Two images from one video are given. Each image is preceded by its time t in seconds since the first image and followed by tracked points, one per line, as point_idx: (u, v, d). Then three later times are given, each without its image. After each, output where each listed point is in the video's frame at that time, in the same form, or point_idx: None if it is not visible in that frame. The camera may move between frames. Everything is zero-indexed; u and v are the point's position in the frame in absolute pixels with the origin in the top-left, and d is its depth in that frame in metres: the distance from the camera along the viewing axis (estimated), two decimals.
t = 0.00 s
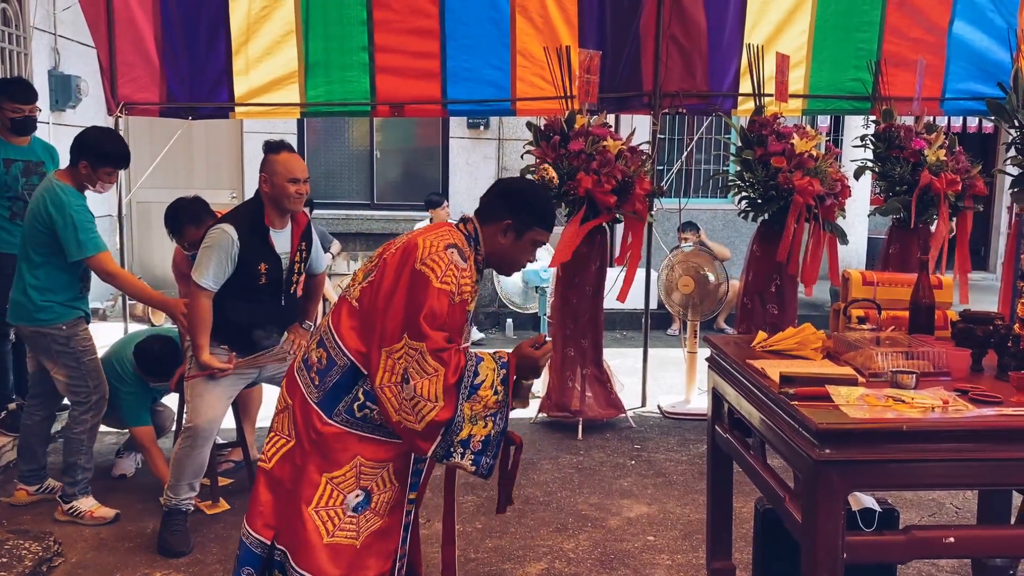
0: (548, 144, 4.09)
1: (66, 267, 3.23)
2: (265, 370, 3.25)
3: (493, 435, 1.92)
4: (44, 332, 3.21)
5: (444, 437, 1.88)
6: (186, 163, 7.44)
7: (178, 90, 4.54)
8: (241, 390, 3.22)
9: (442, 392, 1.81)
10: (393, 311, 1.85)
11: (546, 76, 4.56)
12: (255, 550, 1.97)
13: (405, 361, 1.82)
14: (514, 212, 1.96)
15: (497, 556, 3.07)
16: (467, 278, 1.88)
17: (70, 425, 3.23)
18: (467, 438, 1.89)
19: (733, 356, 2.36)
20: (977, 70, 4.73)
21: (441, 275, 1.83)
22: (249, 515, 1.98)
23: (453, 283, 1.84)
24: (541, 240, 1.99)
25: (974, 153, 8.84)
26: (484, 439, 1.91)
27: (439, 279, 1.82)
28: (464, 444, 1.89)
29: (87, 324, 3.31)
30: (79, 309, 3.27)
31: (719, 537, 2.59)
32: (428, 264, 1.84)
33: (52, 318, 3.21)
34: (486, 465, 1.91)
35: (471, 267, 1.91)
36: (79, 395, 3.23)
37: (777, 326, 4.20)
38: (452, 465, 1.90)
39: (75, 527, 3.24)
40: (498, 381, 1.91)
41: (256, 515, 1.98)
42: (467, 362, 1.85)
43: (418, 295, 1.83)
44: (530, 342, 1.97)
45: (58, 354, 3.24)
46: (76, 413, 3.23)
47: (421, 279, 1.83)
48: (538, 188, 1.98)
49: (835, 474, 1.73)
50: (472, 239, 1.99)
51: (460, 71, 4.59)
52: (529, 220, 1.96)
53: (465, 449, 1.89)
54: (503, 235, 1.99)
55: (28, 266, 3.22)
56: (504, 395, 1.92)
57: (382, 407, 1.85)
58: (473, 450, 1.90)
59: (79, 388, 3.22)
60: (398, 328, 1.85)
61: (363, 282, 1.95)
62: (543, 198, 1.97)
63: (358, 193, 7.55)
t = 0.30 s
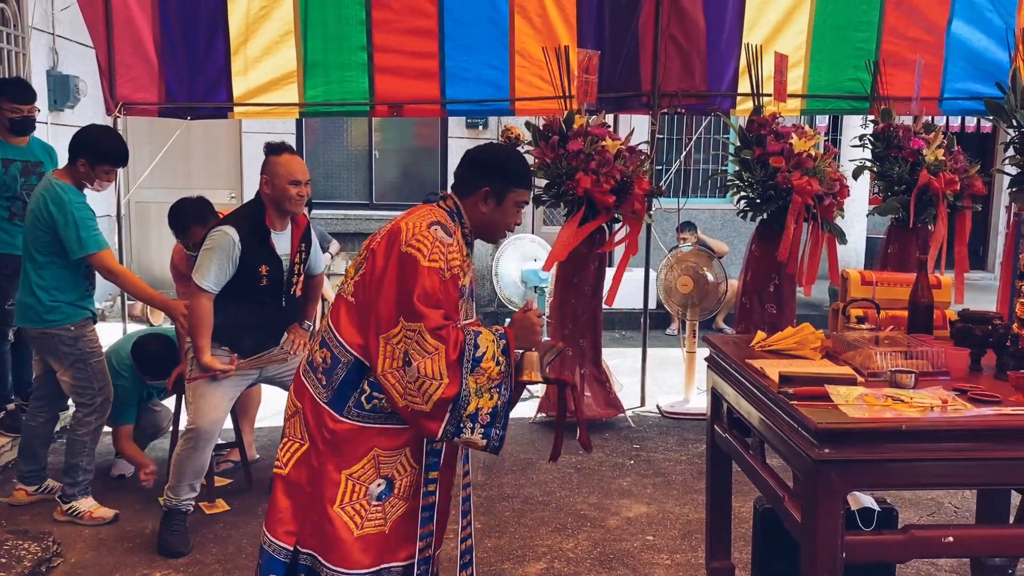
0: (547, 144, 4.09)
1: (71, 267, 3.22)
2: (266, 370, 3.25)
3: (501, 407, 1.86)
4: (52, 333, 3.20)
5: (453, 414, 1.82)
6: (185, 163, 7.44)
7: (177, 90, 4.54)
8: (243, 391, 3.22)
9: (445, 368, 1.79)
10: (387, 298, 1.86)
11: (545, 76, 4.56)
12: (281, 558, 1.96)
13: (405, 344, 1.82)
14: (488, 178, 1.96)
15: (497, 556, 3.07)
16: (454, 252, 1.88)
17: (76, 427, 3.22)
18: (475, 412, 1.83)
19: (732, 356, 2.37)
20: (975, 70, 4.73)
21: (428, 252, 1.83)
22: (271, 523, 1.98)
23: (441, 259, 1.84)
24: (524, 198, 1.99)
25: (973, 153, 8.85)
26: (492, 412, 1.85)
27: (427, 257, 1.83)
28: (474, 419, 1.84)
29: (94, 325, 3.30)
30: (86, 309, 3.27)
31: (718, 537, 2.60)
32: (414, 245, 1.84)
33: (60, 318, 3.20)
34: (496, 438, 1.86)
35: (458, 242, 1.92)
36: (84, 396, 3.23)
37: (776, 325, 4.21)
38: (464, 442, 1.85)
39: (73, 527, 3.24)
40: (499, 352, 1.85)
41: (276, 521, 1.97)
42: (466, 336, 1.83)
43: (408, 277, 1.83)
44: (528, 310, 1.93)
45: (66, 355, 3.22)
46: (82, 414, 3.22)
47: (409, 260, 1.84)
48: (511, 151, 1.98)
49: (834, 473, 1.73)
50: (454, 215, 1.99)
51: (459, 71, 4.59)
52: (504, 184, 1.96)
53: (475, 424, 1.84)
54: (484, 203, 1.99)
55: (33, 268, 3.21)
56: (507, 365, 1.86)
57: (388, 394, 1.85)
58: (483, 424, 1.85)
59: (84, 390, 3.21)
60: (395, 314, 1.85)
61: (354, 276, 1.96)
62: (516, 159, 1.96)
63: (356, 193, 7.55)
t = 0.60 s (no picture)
0: (546, 144, 4.10)
1: (72, 268, 3.22)
2: (265, 368, 3.25)
3: (509, 380, 1.88)
4: (51, 334, 3.19)
5: (461, 394, 1.83)
6: (184, 163, 7.43)
7: (176, 91, 4.55)
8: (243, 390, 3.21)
9: (448, 349, 1.80)
10: (381, 288, 1.87)
11: (544, 76, 4.56)
12: (312, 565, 1.96)
13: (404, 330, 1.83)
14: (456, 147, 1.94)
15: (496, 556, 3.07)
16: (439, 231, 1.89)
17: (75, 429, 3.21)
18: (484, 389, 1.84)
19: (731, 356, 2.36)
20: (974, 70, 4.74)
21: (412, 236, 1.84)
22: (299, 532, 1.97)
23: (427, 240, 1.85)
24: (500, 160, 1.96)
25: (972, 153, 8.86)
26: (502, 386, 1.86)
27: (412, 240, 1.84)
28: (484, 395, 1.84)
29: (94, 327, 3.30)
30: (86, 310, 3.27)
31: (717, 537, 2.60)
32: (397, 231, 1.85)
33: (60, 320, 3.19)
34: (509, 411, 1.87)
35: (441, 219, 1.92)
36: (84, 397, 3.22)
37: (775, 325, 4.21)
38: (477, 419, 1.85)
39: (72, 528, 3.24)
40: (501, 327, 1.87)
41: (305, 530, 1.96)
42: (466, 314, 1.84)
43: (398, 263, 1.84)
44: (525, 283, 1.96)
45: (66, 356, 3.21)
46: (81, 416, 3.22)
47: (395, 247, 1.85)
48: (475, 115, 1.96)
49: (833, 474, 1.73)
50: (434, 193, 1.99)
51: (457, 71, 4.59)
52: (473, 150, 1.93)
53: (486, 400, 1.84)
54: (458, 171, 1.96)
55: (32, 268, 3.20)
56: (510, 339, 1.88)
57: (394, 382, 1.87)
58: (493, 400, 1.85)
59: (84, 391, 3.21)
60: (390, 302, 1.86)
61: (347, 274, 1.97)
62: (481, 121, 1.93)
63: (355, 193, 7.54)
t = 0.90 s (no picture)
0: (545, 145, 4.11)
1: (69, 268, 3.21)
2: (264, 367, 3.25)
3: (515, 356, 1.92)
4: (46, 334, 3.19)
5: (470, 375, 1.86)
6: (182, 163, 7.43)
7: (174, 91, 4.54)
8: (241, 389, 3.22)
9: (451, 333, 1.83)
10: (376, 283, 1.91)
11: (543, 77, 4.57)
12: (350, 571, 1.96)
13: (404, 319, 1.86)
14: (424, 128, 1.96)
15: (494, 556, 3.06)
16: (424, 215, 1.92)
17: (70, 428, 3.21)
18: (491, 367, 1.88)
19: (729, 356, 2.37)
20: (972, 69, 4.74)
21: (398, 226, 1.87)
22: (332, 540, 1.97)
23: (413, 226, 1.88)
24: (470, 130, 1.99)
25: (970, 152, 8.88)
26: (509, 363, 1.91)
27: (399, 230, 1.87)
28: (492, 374, 1.88)
29: (89, 327, 3.29)
30: (81, 310, 3.25)
31: (715, 536, 2.60)
32: (384, 223, 1.89)
33: (54, 320, 3.18)
34: (519, 385, 1.92)
35: (424, 204, 1.95)
36: (80, 398, 3.23)
37: (773, 325, 4.21)
38: (489, 399, 1.89)
39: (70, 528, 3.24)
40: (500, 305, 1.89)
41: (338, 537, 1.96)
42: (463, 295, 1.86)
43: (389, 255, 1.88)
44: (522, 259, 1.95)
45: (60, 356, 3.21)
46: (77, 415, 3.22)
47: (384, 239, 1.88)
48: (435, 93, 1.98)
49: (832, 474, 1.74)
50: (413, 180, 2.01)
51: (456, 71, 4.60)
52: (440, 127, 1.95)
53: (494, 378, 1.89)
54: (430, 152, 1.99)
55: (29, 268, 3.20)
56: (511, 315, 1.90)
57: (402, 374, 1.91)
58: (502, 376, 1.90)
59: (80, 391, 3.21)
60: (388, 296, 1.90)
61: (344, 276, 2.01)
62: (442, 98, 1.95)
63: (354, 193, 7.54)
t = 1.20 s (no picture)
0: (544, 144, 4.11)
1: (65, 268, 3.21)
2: (263, 367, 3.26)
3: (513, 344, 1.93)
4: (42, 334, 3.19)
5: (469, 366, 1.89)
6: (181, 163, 7.42)
7: (173, 90, 4.54)
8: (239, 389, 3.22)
9: (448, 325, 1.85)
10: (370, 281, 1.91)
11: (542, 76, 4.57)
12: (372, 569, 1.95)
13: (400, 315, 1.86)
14: (402, 123, 1.97)
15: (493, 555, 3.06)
16: (415, 209, 1.93)
17: (68, 427, 3.21)
18: (490, 357, 1.89)
19: (728, 354, 2.37)
20: (971, 68, 4.74)
21: (389, 222, 1.89)
22: (351, 541, 1.96)
23: (404, 221, 1.89)
24: (446, 117, 1.99)
25: (969, 151, 8.89)
26: (507, 351, 1.92)
27: (390, 226, 1.88)
28: (491, 363, 1.90)
29: (84, 326, 3.28)
30: (77, 310, 3.25)
31: (714, 535, 2.60)
32: (375, 220, 1.90)
33: (50, 319, 3.18)
34: (518, 373, 1.93)
35: (414, 199, 1.96)
36: (77, 398, 3.22)
37: (772, 324, 4.21)
38: (490, 388, 1.91)
39: (69, 528, 3.24)
40: (497, 293, 1.90)
41: (357, 538, 1.95)
42: (459, 286, 1.88)
43: (381, 251, 1.89)
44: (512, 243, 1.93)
45: (56, 356, 3.21)
46: (74, 415, 3.22)
47: (375, 236, 1.89)
48: (409, 87, 1.99)
49: (831, 473, 1.74)
50: (401, 177, 2.02)
51: (455, 71, 4.60)
52: (419, 120, 1.97)
53: (494, 367, 1.90)
54: (412, 146, 1.99)
55: (27, 266, 3.20)
56: (507, 303, 1.91)
57: (400, 371, 1.91)
58: (502, 365, 1.91)
59: (77, 391, 3.21)
60: (382, 293, 1.90)
61: (341, 279, 2.02)
62: (418, 93, 1.96)
63: (352, 192, 7.54)
